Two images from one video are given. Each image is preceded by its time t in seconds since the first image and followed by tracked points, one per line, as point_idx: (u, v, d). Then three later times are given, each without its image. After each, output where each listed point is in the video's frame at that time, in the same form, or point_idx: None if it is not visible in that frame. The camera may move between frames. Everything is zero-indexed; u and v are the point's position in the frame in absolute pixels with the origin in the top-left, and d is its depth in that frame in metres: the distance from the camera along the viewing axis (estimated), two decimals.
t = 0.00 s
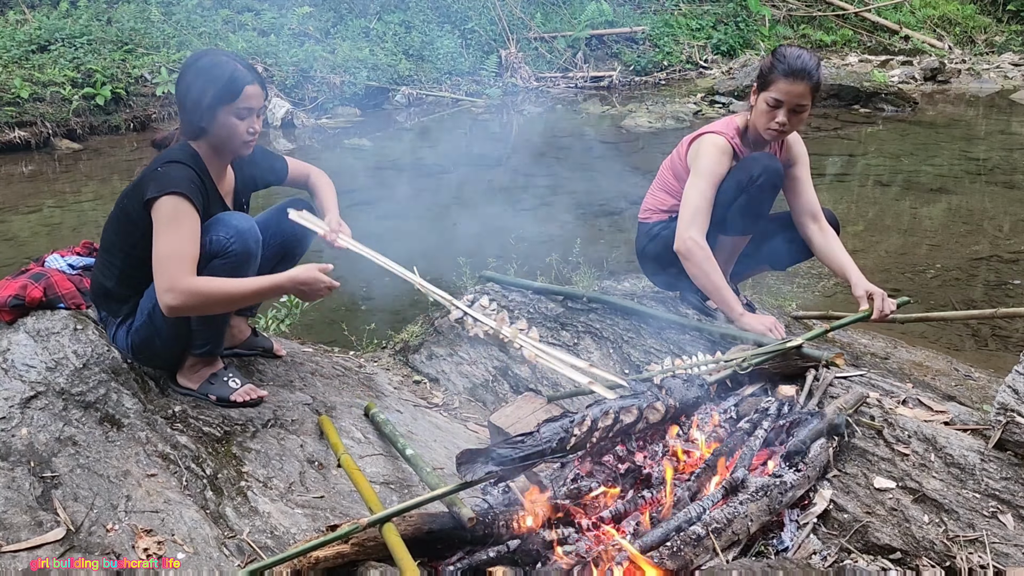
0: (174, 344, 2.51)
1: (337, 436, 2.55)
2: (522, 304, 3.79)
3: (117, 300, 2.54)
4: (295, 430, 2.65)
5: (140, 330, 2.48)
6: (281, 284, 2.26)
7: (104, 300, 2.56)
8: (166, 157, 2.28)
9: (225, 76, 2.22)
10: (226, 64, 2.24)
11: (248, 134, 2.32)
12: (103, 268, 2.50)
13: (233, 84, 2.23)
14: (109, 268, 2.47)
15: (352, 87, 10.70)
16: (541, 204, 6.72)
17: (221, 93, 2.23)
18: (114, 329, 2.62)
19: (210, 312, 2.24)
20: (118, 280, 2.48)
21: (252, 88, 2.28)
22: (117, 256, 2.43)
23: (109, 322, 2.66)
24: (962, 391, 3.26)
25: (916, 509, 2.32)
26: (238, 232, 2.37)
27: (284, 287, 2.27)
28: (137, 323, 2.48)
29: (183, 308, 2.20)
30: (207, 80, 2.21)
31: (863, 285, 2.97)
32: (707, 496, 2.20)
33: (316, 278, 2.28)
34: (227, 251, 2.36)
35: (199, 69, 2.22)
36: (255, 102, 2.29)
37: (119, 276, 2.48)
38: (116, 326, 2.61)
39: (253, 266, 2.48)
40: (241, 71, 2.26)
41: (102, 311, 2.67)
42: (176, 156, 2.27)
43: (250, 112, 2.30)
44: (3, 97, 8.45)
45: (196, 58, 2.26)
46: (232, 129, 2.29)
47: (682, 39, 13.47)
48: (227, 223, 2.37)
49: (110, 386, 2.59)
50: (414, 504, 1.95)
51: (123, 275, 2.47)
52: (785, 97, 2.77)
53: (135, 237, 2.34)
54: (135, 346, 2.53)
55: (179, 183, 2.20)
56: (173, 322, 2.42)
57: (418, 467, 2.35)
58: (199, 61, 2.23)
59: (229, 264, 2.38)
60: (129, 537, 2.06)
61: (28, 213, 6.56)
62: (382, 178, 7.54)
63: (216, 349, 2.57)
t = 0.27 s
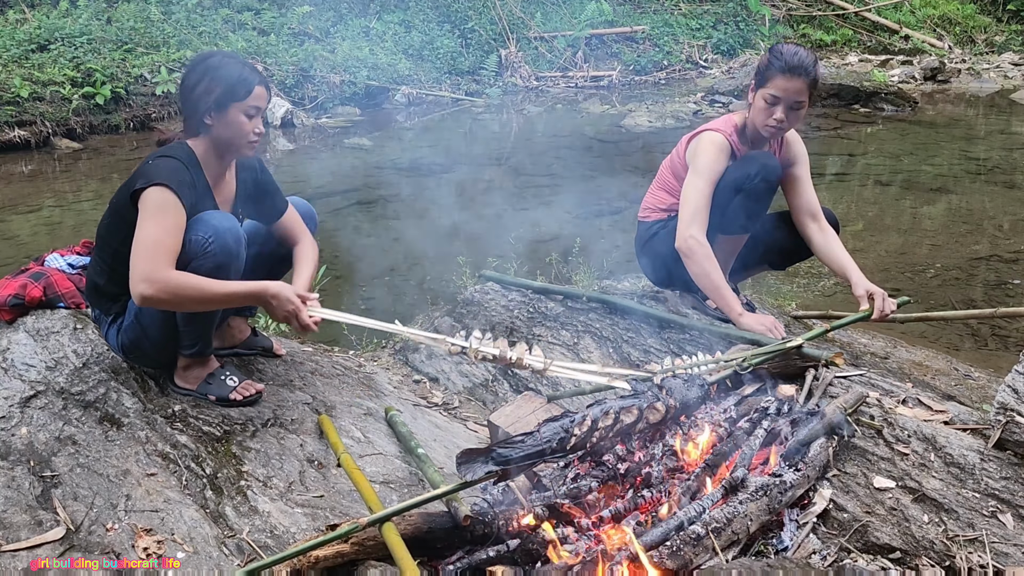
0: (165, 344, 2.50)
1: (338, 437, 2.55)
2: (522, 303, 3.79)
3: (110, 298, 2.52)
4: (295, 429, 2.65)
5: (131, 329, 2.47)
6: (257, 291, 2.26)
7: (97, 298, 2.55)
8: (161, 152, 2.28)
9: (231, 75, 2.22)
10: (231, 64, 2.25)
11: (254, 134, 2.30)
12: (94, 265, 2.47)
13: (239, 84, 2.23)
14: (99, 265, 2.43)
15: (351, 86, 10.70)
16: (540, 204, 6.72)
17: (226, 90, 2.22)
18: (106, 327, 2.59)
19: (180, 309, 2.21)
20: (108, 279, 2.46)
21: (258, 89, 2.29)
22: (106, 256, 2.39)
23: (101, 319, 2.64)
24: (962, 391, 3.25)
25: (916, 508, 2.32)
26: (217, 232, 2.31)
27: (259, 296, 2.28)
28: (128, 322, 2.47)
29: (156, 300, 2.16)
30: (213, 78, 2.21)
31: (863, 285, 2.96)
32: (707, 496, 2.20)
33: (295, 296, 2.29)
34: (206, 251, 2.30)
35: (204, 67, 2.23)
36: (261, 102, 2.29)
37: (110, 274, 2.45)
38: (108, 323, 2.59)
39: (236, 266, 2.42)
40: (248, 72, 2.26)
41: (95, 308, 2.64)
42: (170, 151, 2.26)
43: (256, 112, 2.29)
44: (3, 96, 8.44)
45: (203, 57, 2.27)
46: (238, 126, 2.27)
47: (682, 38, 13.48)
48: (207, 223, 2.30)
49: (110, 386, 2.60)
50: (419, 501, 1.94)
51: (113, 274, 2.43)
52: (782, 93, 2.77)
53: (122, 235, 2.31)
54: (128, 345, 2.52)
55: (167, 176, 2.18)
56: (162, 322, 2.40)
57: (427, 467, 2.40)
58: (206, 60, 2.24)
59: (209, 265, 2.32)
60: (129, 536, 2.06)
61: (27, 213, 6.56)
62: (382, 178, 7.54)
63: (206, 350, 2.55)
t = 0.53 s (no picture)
0: (162, 344, 2.50)
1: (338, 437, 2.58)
2: (522, 304, 3.79)
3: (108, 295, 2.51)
4: (295, 429, 2.64)
5: (128, 328, 2.47)
6: (227, 321, 2.27)
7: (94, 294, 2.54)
8: (161, 151, 2.28)
9: (237, 75, 2.23)
10: (238, 65, 2.25)
11: (259, 134, 2.30)
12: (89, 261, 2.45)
13: (246, 84, 2.24)
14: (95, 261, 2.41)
15: (351, 86, 10.71)
16: (540, 204, 6.72)
17: (232, 90, 2.23)
18: (103, 324, 2.59)
19: (154, 316, 2.21)
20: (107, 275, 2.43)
21: (265, 91, 2.29)
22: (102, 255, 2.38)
23: (98, 315, 2.63)
24: (961, 391, 3.26)
25: (916, 508, 2.32)
26: (213, 232, 2.31)
27: (228, 326, 2.28)
28: (126, 321, 2.47)
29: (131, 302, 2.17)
30: (218, 79, 2.22)
31: (864, 285, 2.96)
32: (706, 496, 2.20)
33: (270, 331, 2.30)
34: (201, 250, 2.31)
35: (210, 68, 2.23)
36: (266, 103, 2.30)
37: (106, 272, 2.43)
38: (105, 320, 2.58)
39: (232, 265, 2.42)
40: (254, 72, 2.26)
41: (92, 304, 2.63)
42: (171, 151, 2.27)
43: (262, 113, 2.30)
44: (2, 96, 8.44)
45: (210, 58, 2.29)
46: (244, 126, 2.27)
47: (681, 38, 13.48)
48: (201, 223, 2.31)
49: (110, 385, 2.60)
50: (418, 501, 1.94)
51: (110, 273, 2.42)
52: (783, 92, 2.77)
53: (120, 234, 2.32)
54: (126, 344, 2.51)
55: (164, 175, 2.18)
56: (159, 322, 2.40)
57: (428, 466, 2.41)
58: (212, 61, 2.25)
59: (205, 264, 2.33)
60: (129, 535, 2.06)
61: (28, 213, 6.56)
62: (382, 178, 7.54)
63: (204, 351, 2.55)
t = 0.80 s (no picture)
0: (161, 345, 2.50)
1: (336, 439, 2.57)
2: (523, 304, 3.79)
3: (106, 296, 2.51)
4: (295, 430, 2.64)
5: (127, 329, 2.47)
6: (215, 324, 2.23)
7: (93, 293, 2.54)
8: (164, 152, 2.28)
9: (243, 77, 2.24)
10: (243, 67, 2.26)
11: (262, 136, 2.30)
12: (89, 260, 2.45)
13: (251, 85, 2.25)
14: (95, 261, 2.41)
15: (352, 87, 10.71)
16: (541, 204, 6.72)
17: (236, 91, 2.23)
18: (103, 323, 2.58)
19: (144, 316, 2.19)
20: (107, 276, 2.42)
21: (269, 93, 2.30)
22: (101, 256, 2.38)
23: (97, 314, 2.62)
24: (962, 392, 3.25)
25: (916, 509, 2.32)
26: (213, 232, 2.30)
27: (217, 329, 2.25)
28: (125, 321, 2.47)
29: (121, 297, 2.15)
30: (223, 80, 2.23)
31: (864, 285, 2.94)
32: (707, 496, 2.20)
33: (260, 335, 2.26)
34: (203, 251, 2.31)
35: (215, 69, 2.24)
36: (271, 104, 2.30)
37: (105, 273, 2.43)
38: (105, 320, 2.58)
39: (232, 266, 2.42)
40: (258, 75, 2.27)
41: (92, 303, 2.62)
42: (174, 150, 2.27)
43: (267, 114, 2.30)
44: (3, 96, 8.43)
45: (216, 60, 2.30)
46: (248, 127, 2.27)
47: (682, 38, 13.49)
48: (202, 224, 2.30)
49: (110, 386, 2.60)
50: (418, 502, 1.94)
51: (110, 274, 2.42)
52: (784, 94, 2.76)
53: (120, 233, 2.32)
54: (125, 345, 2.51)
55: (165, 176, 2.18)
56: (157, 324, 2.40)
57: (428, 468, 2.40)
58: (217, 62, 2.26)
59: (205, 265, 2.33)
60: (129, 536, 2.06)
61: (28, 213, 6.55)
62: (382, 178, 7.54)
63: (203, 352, 2.54)
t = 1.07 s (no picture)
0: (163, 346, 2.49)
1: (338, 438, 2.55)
2: (524, 305, 3.79)
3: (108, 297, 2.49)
4: (297, 431, 2.64)
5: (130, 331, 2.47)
6: (198, 335, 2.17)
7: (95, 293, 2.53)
8: (166, 154, 2.28)
9: (243, 77, 2.24)
10: (244, 67, 2.26)
11: (262, 137, 2.30)
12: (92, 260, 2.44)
13: (252, 86, 2.25)
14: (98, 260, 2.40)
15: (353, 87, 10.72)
16: (542, 205, 6.72)
17: (238, 91, 2.23)
18: (106, 323, 2.58)
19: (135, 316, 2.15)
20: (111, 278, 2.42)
21: (270, 92, 2.30)
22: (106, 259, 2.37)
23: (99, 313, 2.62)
24: (964, 393, 3.25)
25: (918, 510, 2.32)
26: (216, 234, 2.31)
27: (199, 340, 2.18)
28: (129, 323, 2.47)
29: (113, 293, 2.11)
30: (225, 80, 2.23)
31: (865, 286, 2.93)
32: (708, 498, 2.20)
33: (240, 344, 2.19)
34: (205, 253, 2.31)
35: (216, 69, 2.24)
36: (271, 105, 2.30)
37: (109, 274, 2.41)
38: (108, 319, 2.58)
39: (234, 271, 2.41)
40: (260, 76, 2.27)
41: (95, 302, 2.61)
42: (177, 152, 2.28)
43: (267, 114, 2.30)
44: (4, 97, 8.44)
45: (215, 61, 2.29)
46: (249, 127, 2.27)
47: (683, 39, 13.49)
48: (205, 225, 2.31)
49: (112, 387, 2.61)
50: (420, 502, 1.94)
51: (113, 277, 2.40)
52: (791, 101, 2.70)
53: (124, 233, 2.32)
54: (129, 345, 2.51)
55: (168, 176, 2.19)
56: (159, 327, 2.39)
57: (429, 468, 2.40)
58: (218, 63, 2.27)
59: (208, 267, 2.33)
60: (131, 537, 2.06)
61: (29, 214, 6.56)
62: (383, 179, 7.55)
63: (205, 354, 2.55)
